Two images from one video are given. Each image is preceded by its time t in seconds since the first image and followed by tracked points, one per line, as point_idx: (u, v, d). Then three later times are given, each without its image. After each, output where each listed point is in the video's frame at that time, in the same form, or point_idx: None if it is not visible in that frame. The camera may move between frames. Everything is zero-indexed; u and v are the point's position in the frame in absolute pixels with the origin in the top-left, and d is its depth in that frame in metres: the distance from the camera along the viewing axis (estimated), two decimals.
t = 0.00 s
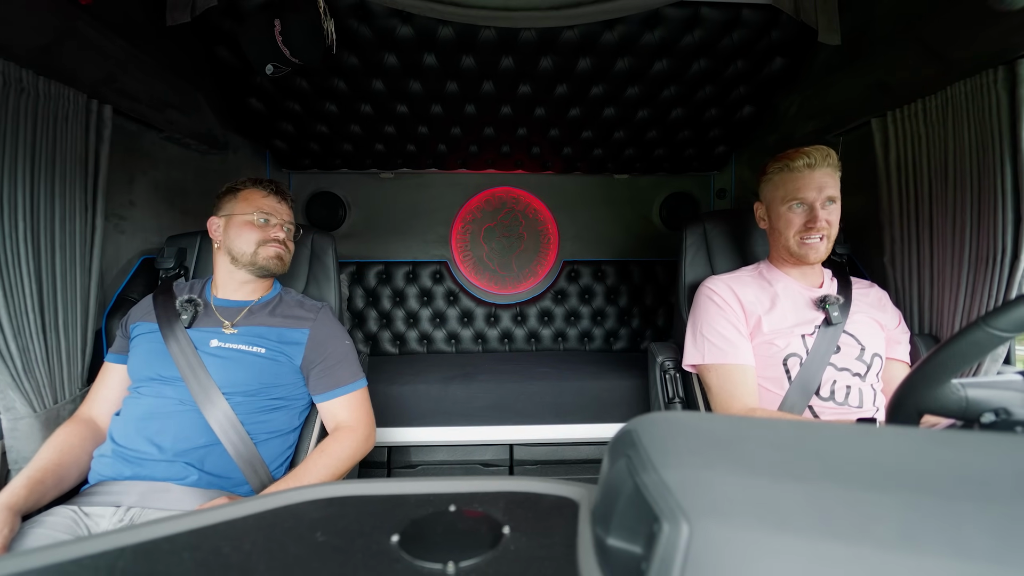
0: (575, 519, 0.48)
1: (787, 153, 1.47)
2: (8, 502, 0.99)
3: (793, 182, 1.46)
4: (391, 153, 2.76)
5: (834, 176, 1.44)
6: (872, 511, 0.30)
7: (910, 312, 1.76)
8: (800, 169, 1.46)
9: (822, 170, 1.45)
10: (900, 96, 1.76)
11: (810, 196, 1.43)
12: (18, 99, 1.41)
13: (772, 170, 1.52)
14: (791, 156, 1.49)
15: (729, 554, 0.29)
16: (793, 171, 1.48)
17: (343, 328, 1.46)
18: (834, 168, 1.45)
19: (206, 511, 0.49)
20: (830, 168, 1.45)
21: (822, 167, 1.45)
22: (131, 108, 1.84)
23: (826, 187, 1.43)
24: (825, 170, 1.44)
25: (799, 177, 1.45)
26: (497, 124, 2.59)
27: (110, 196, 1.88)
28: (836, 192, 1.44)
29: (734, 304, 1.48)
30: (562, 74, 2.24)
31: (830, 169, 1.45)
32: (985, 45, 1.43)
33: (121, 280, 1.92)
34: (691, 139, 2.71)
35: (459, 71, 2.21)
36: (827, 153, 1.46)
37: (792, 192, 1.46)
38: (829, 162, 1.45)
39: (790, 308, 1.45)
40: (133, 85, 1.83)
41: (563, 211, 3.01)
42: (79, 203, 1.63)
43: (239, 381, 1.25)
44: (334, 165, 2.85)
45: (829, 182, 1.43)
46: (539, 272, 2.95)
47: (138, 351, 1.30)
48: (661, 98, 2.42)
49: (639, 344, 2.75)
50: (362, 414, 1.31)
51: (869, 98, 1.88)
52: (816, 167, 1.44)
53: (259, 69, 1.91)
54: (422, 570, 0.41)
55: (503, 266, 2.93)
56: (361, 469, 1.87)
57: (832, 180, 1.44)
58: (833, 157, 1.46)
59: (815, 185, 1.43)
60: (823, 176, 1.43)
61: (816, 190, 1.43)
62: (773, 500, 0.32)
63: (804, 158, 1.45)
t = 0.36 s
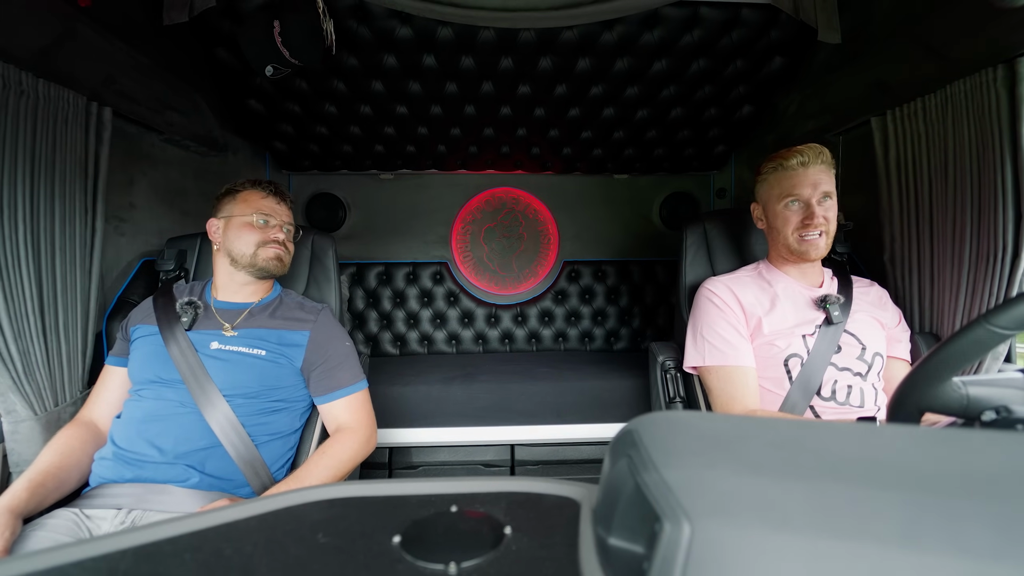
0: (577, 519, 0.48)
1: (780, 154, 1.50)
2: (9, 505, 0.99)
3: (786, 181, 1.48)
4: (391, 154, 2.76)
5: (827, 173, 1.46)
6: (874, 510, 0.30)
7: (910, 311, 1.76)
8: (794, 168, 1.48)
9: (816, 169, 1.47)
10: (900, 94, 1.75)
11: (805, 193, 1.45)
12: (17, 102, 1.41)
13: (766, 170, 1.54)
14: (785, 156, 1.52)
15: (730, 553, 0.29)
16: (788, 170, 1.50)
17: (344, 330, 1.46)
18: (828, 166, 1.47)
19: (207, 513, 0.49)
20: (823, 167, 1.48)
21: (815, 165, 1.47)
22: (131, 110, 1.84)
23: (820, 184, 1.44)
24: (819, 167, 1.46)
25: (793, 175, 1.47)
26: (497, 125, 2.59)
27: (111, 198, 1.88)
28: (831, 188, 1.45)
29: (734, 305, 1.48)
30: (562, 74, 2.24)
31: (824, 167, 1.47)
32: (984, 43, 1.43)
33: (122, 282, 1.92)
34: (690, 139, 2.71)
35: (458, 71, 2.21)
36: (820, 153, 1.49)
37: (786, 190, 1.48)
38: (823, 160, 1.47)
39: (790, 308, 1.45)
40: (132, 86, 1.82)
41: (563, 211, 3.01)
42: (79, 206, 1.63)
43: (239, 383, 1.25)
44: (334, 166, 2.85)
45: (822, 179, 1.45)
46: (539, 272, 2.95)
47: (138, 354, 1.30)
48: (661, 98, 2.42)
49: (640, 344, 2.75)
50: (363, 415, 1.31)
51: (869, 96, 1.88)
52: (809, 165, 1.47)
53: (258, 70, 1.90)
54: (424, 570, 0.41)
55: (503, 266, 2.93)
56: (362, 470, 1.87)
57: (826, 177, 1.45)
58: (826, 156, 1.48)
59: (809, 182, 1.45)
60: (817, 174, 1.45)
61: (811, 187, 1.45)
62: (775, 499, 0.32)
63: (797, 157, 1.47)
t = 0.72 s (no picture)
0: (577, 517, 0.48)
1: (772, 152, 1.55)
2: (9, 504, 0.99)
3: (778, 174, 1.52)
4: (391, 153, 2.75)
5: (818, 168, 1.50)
6: (874, 510, 0.30)
7: (910, 310, 1.76)
8: (786, 163, 1.52)
9: (807, 164, 1.50)
10: (899, 94, 1.75)
11: (797, 183, 1.48)
12: (17, 101, 1.41)
13: (759, 169, 1.59)
14: (777, 155, 1.56)
15: (729, 552, 0.29)
16: (780, 166, 1.54)
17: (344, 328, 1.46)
18: (819, 161, 1.51)
19: (207, 512, 0.49)
20: (815, 163, 1.51)
21: (806, 161, 1.51)
22: (130, 109, 1.83)
23: (811, 175, 1.48)
24: (809, 161, 1.50)
25: (785, 169, 1.51)
26: (497, 124, 2.59)
27: (111, 197, 1.88)
28: (822, 183, 1.48)
29: (733, 303, 1.48)
30: (562, 73, 2.23)
31: (814, 162, 1.51)
32: (985, 41, 1.43)
33: (121, 281, 1.92)
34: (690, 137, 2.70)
35: (458, 70, 2.21)
36: (811, 151, 1.53)
37: (779, 182, 1.51)
38: (813, 156, 1.51)
39: (789, 306, 1.45)
40: (132, 86, 1.82)
41: (563, 210, 3.01)
42: (79, 204, 1.63)
43: (240, 381, 1.25)
44: (334, 165, 2.85)
45: (813, 171, 1.49)
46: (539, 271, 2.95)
47: (139, 353, 1.30)
48: (660, 97, 2.42)
49: (640, 343, 2.75)
50: (363, 414, 1.31)
51: (869, 95, 1.88)
52: (801, 160, 1.51)
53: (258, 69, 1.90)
54: (423, 569, 0.41)
55: (502, 265, 2.93)
56: (362, 468, 1.87)
57: (816, 170, 1.49)
58: (817, 154, 1.53)
59: (800, 173, 1.49)
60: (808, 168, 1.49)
61: (801, 177, 1.49)
62: (775, 498, 0.32)
63: (789, 154, 1.52)
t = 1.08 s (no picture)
0: (575, 518, 0.48)
1: (775, 153, 1.56)
2: (8, 500, 0.99)
3: (779, 175, 1.53)
4: (392, 152, 2.75)
5: (821, 169, 1.51)
6: (872, 511, 0.30)
7: (910, 312, 1.76)
8: (788, 164, 1.52)
9: (810, 165, 1.51)
10: (900, 96, 1.75)
11: (799, 184, 1.48)
12: (18, 97, 1.41)
13: (761, 169, 1.59)
14: (780, 156, 1.57)
15: (729, 553, 0.29)
16: (782, 167, 1.54)
17: (344, 327, 1.46)
18: (821, 163, 1.52)
19: (206, 509, 0.48)
20: (817, 164, 1.52)
21: (808, 162, 1.51)
22: (131, 106, 1.83)
23: (813, 176, 1.49)
24: (811, 162, 1.51)
25: (787, 170, 1.52)
26: (498, 123, 2.59)
27: (111, 194, 1.88)
28: (825, 184, 1.48)
29: (733, 305, 1.48)
30: (563, 73, 2.23)
31: (817, 164, 1.52)
32: (987, 44, 1.43)
33: (122, 278, 1.92)
34: (691, 138, 2.70)
35: (459, 69, 2.21)
36: (814, 153, 1.54)
37: (781, 183, 1.51)
38: (815, 157, 1.52)
39: (789, 308, 1.45)
40: (133, 83, 1.82)
41: (563, 210, 3.01)
42: (79, 201, 1.62)
43: (239, 379, 1.25)
44: (335, 163, 2.85)
45: (814, 172, 1.49)
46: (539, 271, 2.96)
47: (138, 350, 1.30)
48: (662, 97, 2.42)
49: (639, 343, 2.75)
50: (363, 413, 1.31)
51: (870, 97, 1.88)
52: (803, 161, 1.51)
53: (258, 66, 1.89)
54: (421, 569, 0.41)
55: (502, 265, 2.93)
56: (361, 467, 1.87)
57: (818, 171, 1.50)
58: (820, 156, 1.53)
59: (802, 174, 1.50)
60: (810, 169, 1.49)
61: (803, 177, 1.49)
62: (774, 500, 0.32)
63: (791, 155, 1.52)
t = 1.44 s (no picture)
0: (576, 518, 0.48)
1: (778, 150, 1.56)
2: (8, 504, 0.99)
3: (783, 171, 1.53)
4: (391, 153, 2.75)
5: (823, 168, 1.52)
6: (874, 511, 0.30)
7: (910, 310, 1.76)
8: (791, 162, 1.53)
9: (812, 163, 1.52)
10: (898, 94, 1.76)
11: (802, 180, 1.49)
12: (18, 100, 1.42)
13: (764, 167, 1.59)
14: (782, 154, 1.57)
15: (730, 552, 0.29)
16: (785, 164, 1.54)
17: (343, 328, 1.46)
18: (823, 162, 1.53)
19: (206, 512, 0.48)
20: (819, 164, 1.53)
21: (810, 160, 1.52)
22: (130, 108, 1.82)
23: (816, 173, 1.49)
24: (813, 161, 1.52)
25: (790, 167, 1.52)
26: (496, 124, 2.59)
27: (111, 196, 1.88)
28: (827, 182, 1.49)
29: (733, 304, 1.48)
30: (561, 73, 2.23)
31: (818, 163, 1.53)
32: (984, 41, 1.43)
33: (122, 280, 1.92)
34: (690, 137, 2.70)
35: (458, 70, 2.21)
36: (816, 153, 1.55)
37: (784, 179, 1.51)
38: (817, 157, 1.53)
39: (789, 307, 1.45)
40: (133, 85, 1.81)
41: (562, 210, 3.01)
42: (78, 203, 1.62)
43: (237, 382, 1.25)
44: (334, 165, 2.85)
45: (818, 169, 1.50)
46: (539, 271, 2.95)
47: (136, 354, 1.30)
48: (660, 97, 2.42)
49: (639, 343, 2.75)
50: (362, 414, 1.31)
51: (868, 95, 1.88)
52: (805, 159, 1.52)
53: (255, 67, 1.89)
54: (423, 569, 0.41)
55: (502, 265, 2.93)
56: (362, 468, 1.87)
57: (820, 169, 1.50)
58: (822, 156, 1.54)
59: (805, 171, 1.50)
60: (812, 166, 1.50)
61: (807, 174, 1.50)
62: (775, 499, 0.32)
63: (795, 152, 1.53)
